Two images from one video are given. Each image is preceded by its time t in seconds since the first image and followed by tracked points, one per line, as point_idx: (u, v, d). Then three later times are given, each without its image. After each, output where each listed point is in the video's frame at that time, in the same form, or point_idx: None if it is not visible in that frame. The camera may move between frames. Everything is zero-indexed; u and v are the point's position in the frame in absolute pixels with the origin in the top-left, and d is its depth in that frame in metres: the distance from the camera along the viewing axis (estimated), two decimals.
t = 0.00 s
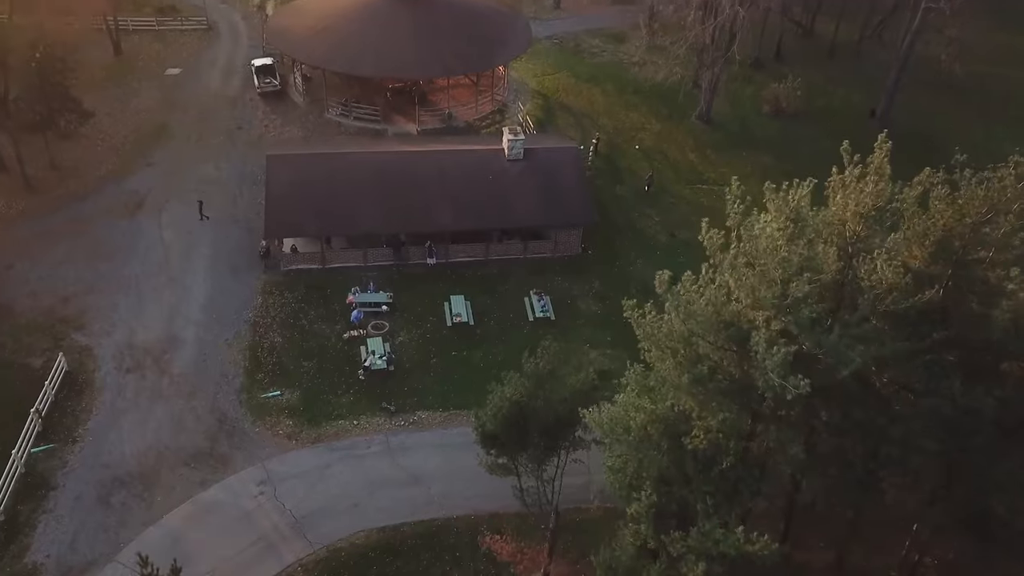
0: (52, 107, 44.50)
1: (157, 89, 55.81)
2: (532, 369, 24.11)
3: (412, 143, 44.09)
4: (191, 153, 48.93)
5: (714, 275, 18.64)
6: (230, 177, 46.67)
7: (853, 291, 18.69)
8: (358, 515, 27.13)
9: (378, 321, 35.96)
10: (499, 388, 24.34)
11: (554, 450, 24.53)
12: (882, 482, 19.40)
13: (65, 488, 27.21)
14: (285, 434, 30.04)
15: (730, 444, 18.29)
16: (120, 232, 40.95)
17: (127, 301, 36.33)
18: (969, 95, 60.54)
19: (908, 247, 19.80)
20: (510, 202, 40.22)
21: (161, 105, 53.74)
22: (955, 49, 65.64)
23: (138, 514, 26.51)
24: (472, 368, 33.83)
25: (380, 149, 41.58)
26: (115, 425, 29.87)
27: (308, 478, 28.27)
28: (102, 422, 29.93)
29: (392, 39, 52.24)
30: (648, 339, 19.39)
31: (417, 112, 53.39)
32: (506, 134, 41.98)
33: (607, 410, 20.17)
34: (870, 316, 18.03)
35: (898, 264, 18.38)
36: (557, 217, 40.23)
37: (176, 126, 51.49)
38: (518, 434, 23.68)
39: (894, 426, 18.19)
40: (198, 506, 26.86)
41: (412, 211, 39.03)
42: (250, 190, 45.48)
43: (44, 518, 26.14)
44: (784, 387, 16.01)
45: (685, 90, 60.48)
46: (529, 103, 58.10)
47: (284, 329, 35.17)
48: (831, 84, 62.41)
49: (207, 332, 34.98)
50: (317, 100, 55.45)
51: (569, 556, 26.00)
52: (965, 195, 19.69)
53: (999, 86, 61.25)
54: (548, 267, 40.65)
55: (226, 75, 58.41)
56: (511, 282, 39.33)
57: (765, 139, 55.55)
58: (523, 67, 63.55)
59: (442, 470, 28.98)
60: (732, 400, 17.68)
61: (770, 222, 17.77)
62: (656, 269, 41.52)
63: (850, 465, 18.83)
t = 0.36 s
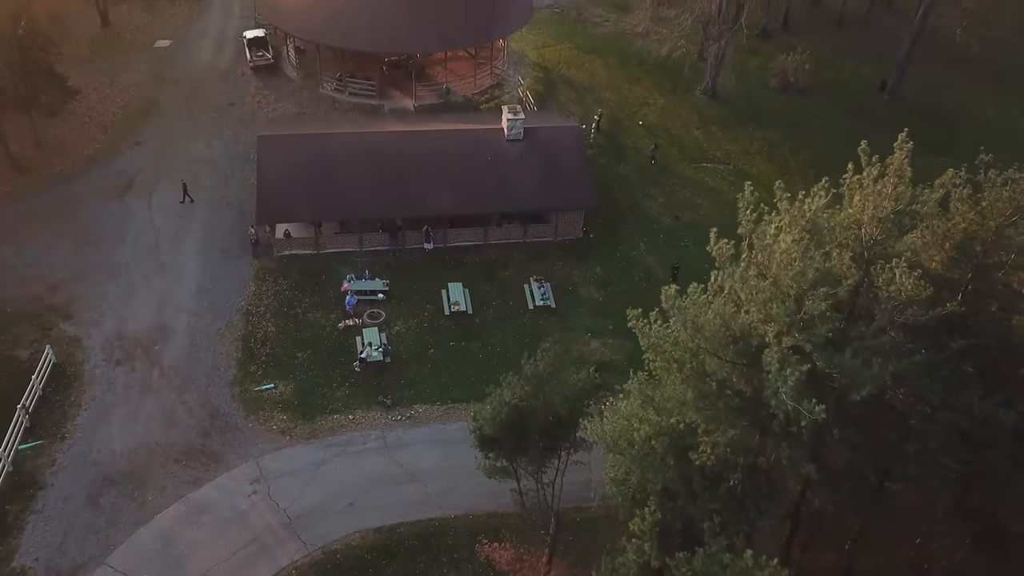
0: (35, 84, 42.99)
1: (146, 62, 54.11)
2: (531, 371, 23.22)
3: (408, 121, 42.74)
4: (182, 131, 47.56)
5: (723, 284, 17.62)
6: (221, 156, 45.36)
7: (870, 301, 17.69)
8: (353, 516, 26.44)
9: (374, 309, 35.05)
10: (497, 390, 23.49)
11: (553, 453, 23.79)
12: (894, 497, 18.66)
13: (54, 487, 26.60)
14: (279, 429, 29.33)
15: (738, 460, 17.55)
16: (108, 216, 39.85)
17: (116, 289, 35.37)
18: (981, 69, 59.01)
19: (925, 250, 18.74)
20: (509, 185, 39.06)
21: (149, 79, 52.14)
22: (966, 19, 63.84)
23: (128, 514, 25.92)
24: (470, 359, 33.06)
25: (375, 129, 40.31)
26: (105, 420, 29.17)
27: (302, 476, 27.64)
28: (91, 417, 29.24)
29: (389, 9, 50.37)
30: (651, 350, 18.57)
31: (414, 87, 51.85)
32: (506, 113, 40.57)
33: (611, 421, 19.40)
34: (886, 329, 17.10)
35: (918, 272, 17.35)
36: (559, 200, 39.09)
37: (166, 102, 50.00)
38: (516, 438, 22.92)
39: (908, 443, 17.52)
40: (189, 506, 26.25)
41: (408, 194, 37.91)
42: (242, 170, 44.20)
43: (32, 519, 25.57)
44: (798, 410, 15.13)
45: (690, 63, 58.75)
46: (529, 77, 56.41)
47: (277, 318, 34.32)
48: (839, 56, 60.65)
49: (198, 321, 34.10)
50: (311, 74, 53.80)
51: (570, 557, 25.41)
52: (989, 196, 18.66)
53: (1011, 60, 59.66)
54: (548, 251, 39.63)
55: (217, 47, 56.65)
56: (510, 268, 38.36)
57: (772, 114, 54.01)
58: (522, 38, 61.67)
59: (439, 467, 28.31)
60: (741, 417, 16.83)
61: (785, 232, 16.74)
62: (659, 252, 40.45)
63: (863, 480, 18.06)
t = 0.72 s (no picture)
0: (21, 65, 41.67)
1: (135, 39, 52.59)
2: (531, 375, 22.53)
3: (405, 103, 41.50)
4: (172, 112, 46.31)
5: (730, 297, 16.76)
6: (214, 139, 44.18)
7: (887, 312, 16.77)
8: (349, 518, 25.97)
9: (370, 301, 34.27)
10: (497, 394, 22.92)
11: (553, 457, 23.24)
12: (908, 516, 17.98)
13: (44, 489, 26.07)
14: (273, 427, 28.76)
15: (745, 479, 16.91)
16: (98, 202, 38.88)
17: (106, 280, 34.57)
18: (994, 47, 57.45)
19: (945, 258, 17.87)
20: (509, 172, 38.03)
21: (139, 57, 50.69)
22: None
23: (120, 517, 25.45)
24: (469, 353, 32.37)
25: (371, 112, 39.13)
26: (96, 418, 28.57)
27: (298, 476, 27.11)
28: (82, 415, 28.64)
29: None
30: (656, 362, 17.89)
31: (412, 66, 50.42)
32: (506, 96, 39.33)
33: (613, 434, 18.77)
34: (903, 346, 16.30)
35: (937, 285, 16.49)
36: (559, 187, 38.08)
37: (156, 82, 48.64)
38: (516, 444, 22.33)
39: (923, 460, 16.78)
40: (182, 508, 25.77)
41: (405, 181, 36.90)
42: (235, 153, 43.06)
43: (22, 523, 25.08)
44: (810, 439, 14.42)
45: (695, 39, 57.11)
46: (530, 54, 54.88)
47: (271, 310, 33.57)
48: (849, 32, 58.99)
49: (191, 313, 33.33)
50: (305, 52, 52.27)
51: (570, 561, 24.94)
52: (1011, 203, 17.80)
53: None
54: (549, 239, 38.73)
55: (208, 23, 55.04)
56: (510, 257, 37.47)
57: (779, 93, 52.57)
58: (523, 13, 59.94)
59: (437, 466, 27.76)
60: (750, 438, 16.09)
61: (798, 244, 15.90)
62: (662, 240, 39.52)
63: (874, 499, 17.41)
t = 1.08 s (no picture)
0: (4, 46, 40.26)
1: (124, 16, 50.90)
2: (530, 385, 21.77)
3: (401, 85, 40.16)
4: (162, 93, 44.93)
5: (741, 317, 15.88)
6: (205, 122, 42.91)
7: (906, 332, 15.89)
8: (344, 523, 25.44)
9: (366, 295, 33.46)
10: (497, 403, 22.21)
11: (554, 467, 22.58)
12: (920, 541, 17.33)
13: (32, 494, 25.50)
14: (267, 429, 28.11)
15: (753, 507, 16.23)
16: (86, 190, 37.84)
17: (95, 273, 33.69)
18: (1009, 23, 55.65)
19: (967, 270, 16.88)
20: (509, 159, 36.90)
21: (128, 35, 49.10)
22: None
23: (110, 524, 24.92)
24: (467, 350, 31.60)
25: (366, 96, 37.92)
26: (85, 419, 27.89)
27: (293, 480, 26.53)
28: (71, 416, 27.98)
29: None
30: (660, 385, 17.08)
31: (408, 45, 48.84)
32: (506, 80, 38.02)
33: (616, 455, 18.03)
34: (921, 371, 15.51)
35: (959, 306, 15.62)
36: (561, 175, 36.95)
37: (146, 61, 47.15)
38: (515, 456, 21.65)
39: (941, 487, 15.96)
40: (173, 514, 25.28)
41: (401, 169, 35.80)
42: (227, 137, 41.85)
43: (11, 530, 24.54)
44: (824, 478, 13.74)
45: (702, 14, 55.27)
46: (531, 31, 53.17)
47: (264, 305, 32.76)
48: (860, 8, 57.12)
49: (182, 307, 32.48)
50: (299, 29, 50.60)
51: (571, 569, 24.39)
52: None
53: None
54: (550, 228, 37.73)
55: None
56: (510, 248, 36.53)
57: (787, 72, 50.95)
58: None
59: (434, 469, 27.15)
60: (759, 468, 15.28)
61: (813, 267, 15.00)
62: (665, 229, 38.50)
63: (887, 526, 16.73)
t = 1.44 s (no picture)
0: None
1: None
2: (529, 398, 21.14)
3: (398, 72, 39.00)
4: (153, 78, 43.74)
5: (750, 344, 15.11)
6: (197, 109, 41.83)
7: (922, 355, 15.15)
8: (340, 531, 25.00)
9: (363, 291, 32.73)
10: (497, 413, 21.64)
11: (554, 478, 22.04)
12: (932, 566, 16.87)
13: (22, 501, 25.04)
14: (261, 432, 27.55)
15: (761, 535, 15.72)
16: (76, 181, 36.93)
17: (85, 268, 32.95)
18: None
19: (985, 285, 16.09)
20: (508, 149, 35.91)
21: (116, 16, 47.67)
22: None
23: (102, 532, 24.49)
24: (466, 348, 30.94)
25: (361, 84, 36.89)
26: (75, 422, 27.34)
27: (288, 485, 26.04)
28: (61, 419, 27.43)
29: None
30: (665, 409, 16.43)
31: (405, 26, 47.42)
32: (505, 67, 36.86)
33: (620, 476, 17.48)
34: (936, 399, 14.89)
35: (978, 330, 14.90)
36: (562, 165, 35.99)
37: (135, 44, 45.82)
38: (515, 469, 21.10)
39: (956, 517, 15.47)
40: (166, 521, 24.83)
41: (398, 160, 34.85)
42: (220, 125, 40.81)
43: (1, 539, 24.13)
44: (838, 521, 13.21)
45: None
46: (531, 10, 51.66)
47: (259, 301, 32.04)
48: None
49: (175, 304, 31.80)
50: (293, 9, 49.10)
51: None
52: None
53: None
54: (550, 220, 36.85)
55: None
56: (510, 241, 35.72)
57: (795, 54, 49.54)
58: None
59: (432, 474, 26.66)
60: (768, 500, 14.60)
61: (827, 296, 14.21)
62: (669, 221, 37.61)
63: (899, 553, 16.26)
